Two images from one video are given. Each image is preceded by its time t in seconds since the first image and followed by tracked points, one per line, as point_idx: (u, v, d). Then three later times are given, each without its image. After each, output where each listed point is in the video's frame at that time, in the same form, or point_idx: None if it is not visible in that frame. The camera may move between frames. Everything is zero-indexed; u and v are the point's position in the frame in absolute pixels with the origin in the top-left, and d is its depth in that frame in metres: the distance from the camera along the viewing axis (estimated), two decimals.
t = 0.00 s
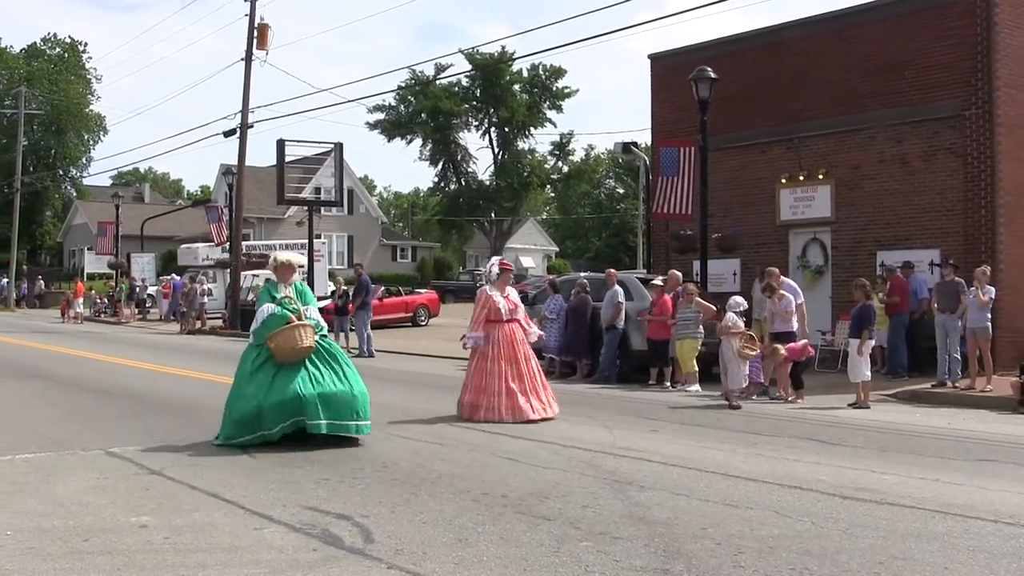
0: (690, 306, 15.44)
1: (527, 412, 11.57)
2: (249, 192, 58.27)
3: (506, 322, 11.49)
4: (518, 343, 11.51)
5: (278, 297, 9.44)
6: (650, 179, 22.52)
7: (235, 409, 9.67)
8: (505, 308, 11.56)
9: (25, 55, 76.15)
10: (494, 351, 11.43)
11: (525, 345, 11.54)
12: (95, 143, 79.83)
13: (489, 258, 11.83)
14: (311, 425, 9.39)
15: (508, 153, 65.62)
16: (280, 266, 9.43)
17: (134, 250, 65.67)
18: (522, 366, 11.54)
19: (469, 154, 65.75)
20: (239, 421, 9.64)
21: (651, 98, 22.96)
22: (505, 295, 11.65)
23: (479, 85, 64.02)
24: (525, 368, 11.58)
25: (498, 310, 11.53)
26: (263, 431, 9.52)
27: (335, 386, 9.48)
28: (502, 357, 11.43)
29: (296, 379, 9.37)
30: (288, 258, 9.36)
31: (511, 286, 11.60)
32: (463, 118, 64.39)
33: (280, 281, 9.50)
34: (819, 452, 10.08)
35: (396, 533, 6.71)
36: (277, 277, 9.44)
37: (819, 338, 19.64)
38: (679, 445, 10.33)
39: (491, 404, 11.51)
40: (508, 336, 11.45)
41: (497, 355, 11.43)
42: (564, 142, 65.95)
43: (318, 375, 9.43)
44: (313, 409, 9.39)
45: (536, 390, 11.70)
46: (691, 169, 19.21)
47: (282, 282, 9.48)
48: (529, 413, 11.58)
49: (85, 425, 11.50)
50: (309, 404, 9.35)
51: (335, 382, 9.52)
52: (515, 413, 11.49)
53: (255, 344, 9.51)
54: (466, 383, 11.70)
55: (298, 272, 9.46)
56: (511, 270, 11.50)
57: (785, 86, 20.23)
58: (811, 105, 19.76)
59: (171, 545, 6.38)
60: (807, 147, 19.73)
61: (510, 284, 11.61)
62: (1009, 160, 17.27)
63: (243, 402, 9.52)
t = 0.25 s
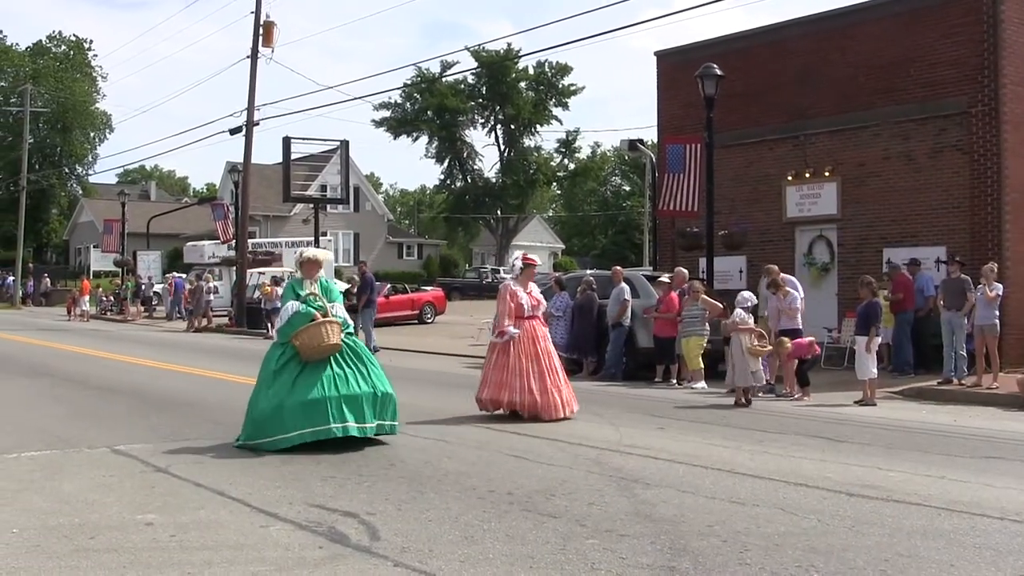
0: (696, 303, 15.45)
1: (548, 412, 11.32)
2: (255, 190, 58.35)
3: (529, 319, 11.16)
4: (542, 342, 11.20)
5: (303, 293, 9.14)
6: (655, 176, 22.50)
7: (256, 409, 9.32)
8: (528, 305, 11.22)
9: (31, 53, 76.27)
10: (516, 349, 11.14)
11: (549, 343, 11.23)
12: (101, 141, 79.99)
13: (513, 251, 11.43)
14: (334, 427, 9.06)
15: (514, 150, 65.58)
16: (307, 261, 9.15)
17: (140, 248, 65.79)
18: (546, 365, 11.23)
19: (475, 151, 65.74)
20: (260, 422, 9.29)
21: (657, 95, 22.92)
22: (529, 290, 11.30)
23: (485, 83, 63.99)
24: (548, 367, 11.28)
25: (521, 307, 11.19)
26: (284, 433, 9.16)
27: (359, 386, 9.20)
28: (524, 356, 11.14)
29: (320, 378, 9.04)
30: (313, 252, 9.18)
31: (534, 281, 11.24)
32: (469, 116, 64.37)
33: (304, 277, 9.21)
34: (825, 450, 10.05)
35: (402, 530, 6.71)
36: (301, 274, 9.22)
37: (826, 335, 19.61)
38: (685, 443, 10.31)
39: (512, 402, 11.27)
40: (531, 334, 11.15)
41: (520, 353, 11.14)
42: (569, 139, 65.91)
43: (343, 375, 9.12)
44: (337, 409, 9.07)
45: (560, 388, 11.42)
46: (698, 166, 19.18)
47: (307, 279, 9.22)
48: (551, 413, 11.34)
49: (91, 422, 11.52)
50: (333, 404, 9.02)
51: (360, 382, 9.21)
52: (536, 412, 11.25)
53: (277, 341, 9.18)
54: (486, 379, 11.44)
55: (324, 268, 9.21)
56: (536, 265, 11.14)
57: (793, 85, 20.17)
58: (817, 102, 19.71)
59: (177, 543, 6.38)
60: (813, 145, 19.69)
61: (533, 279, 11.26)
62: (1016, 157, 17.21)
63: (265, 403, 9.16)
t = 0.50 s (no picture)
0: (699, 299, 15.38)
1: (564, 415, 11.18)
2: (258, 185, 58.37)
3: (552, 319, 11.04)
4: (562, 342, 11.09)
5: (324, 291, 8.98)
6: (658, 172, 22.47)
7: (276, 410, 9.10)
8: (551, 305, 11.09)
9: (33, 50, 76.35)
10: (535, 349, 11.03)
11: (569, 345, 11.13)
12: (104, 137, 80.06)
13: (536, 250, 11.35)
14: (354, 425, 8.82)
15: (517, 146, 65.53)
16: (327, 258, 8.96)
17: (143, 244, 65.84)
18: (564, 367, 11.11)
19: (478, 147, 65.70)
20: (279, 423, 9.07)
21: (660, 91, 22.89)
22: (551, 289, 11.18)
23: (488, 79, 63.94)
24: (565, 369, 11.16)
25: (543, 307, 11.07)
26: (303, 432, 8.92)
27: (381, 385, 8.99)
28: (544, 356, 11.04)
29: (340, 377, 8.85)
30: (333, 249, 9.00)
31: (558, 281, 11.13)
32: (472, 111, 64.33)
33: (324, 274, 9.05)
34: (828, 446, 10.03)
35: (405, 526, 6.71)
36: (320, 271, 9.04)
37: (829, 330, 19.59)
38: (688, 439, 10.30)
39: (527, 403, 11.13)
40: (552, 334, 11.04)
41: (539, 353, 11.04)
42: (573, 135, 65.87)
43: (363, 373, 8.92)
44: (358, 408, 8.85)
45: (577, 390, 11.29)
46: (701, 162, 19.15)
47: (327, 277, 9.05)
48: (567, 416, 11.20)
49: (94, 418, 11.52)
50: (354, 402, 8.81)
51: (381, 380, 9.00)
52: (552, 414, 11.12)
53: (297, 341, 9.00)
54: (502, 378, 11.31)
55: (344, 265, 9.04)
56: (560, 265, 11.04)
57: (796, 81, 20.12)
58: (821, 98, 19.66)
59: (180, 539, 6.39)
60: (816, 141, 19.64)
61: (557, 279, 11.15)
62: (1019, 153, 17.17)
63: (283, 402, 8.95)
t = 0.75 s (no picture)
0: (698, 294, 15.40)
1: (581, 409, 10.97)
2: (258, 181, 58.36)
3: (568, 312, 10.85)
4: (580, 336, 10.88)
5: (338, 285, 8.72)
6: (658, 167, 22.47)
7: (294, 408, 8.90)
8: (568, 298, 10.91)
9: (32, 46, 76.34)
10: (552, 342, 10.82)
11: (586, 338, 10.92)
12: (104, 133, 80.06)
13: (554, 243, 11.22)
14: (378, 422, 8.64)
15: (517, 142, 65.50)
16: (341, 252, 8.65)
17: (143, 239, 65.85)
18: (581, 361, 10.90)
19: (478, 142, 65.69)
20: (298, 422, 8.89)
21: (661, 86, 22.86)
22: (569, 282, 10.99)
23: (488, 74, 63.92)
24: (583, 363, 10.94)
25: (561, 299, 10.88)
26: (325, 431, 8.74)
27: (402, 380, 8.79)
28: (560, 350, 10.83)
29: (359, 373, 8.65)
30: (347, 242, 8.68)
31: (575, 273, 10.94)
32: (472, 107, 64.30)
33: (338, 267, 8.77)
34: (827, 441, 10.03)
35: (404, 522, 6.72)
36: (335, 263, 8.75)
37: (828, 325, 19.60)
38: (687, 434, 10.31)
39: (543, 397, 10.94)
40: (569, 328, 10.84)
41: (555, 347, 10.82)
42: (572, 130, 65.86)
43: (385, 369, 8.73)
44: (380, 405, 8.67)
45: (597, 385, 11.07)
46: (701, 158, 19.15)
47: (341, 270, 8.77)
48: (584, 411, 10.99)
49: (94, 414, 11.53)
50: (376, 399, 8.63)
51: (402, 375, 8.81)
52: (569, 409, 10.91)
53: (313, 337, 8.77)
54: (518, 372, 11.13)
55: (359, 258, 8.74)
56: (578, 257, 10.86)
57: (796, 76, 20.09)
58: (821, 93, 19.63)
59: (179, 535, 6.40)
60: (816, 136, 19.63)
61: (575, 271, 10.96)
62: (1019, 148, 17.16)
63: (302, 400, 8.75)
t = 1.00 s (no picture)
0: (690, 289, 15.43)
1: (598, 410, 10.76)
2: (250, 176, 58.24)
3: (578, 310, 10.73)
4: (591, 335, 10.73)
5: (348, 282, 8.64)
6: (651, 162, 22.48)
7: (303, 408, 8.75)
8: (578, 296, 10.80)
9: (24, 41, 76.07)
10: (564, 342, 10.68)
11: (599, 337, 10.76)
12: (96, 129, 79.82)
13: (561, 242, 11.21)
14: (388, 421, 8.58)
15: (509, 136, 65.44)
16: (351, 247, 8.61)
17: (135, 235, 65.68)
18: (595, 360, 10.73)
19: (471, 137, 65.63)
20: (306, 420, 8.74)
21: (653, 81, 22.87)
22: (580, 281, 10.89)
23: (481, 69, 63.84)
24: (598, 362, 10.78)
25: (571, 298, 10.77)
26: (335, 431, 8.60)
27: (415, 379, 8.72)
28: (572, 349, 10.68)
29: (371, 371, 8.57)
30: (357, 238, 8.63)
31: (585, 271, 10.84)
32: (465, 101, 64.23)
33: (348, 264, 8.71)
34: (819, 435, 10.06)
35: (397, 517, 6.72)
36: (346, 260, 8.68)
37: (821, 320, 19.64)
38: (679, 429, 10.33)
39: (559, 400, 10.77)
40: (579, 326, 10.71)
41: (568, 346, 10.67)
42: (565, 125, 65.84)
43: (397, 366, 8.66)
44: (393, 403, 8.59)
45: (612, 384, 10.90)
46: (693, 152, 19.16)
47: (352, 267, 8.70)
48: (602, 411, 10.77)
49: (85, 411, 11.51)
50: (389, 397, 8.55)
51: (414, 373, 8.73)
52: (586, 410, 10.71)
53: (323, 335, 8.64)
54: (534, 377, 11.00)
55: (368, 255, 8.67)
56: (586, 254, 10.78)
57: (789, 70, 20.11)
58: (814, 88, 19.65)
59: (171, 531, 6.40)
60: (809, 131, 19.66)
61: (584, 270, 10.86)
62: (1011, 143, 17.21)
63: (311, 399, 8.61)
